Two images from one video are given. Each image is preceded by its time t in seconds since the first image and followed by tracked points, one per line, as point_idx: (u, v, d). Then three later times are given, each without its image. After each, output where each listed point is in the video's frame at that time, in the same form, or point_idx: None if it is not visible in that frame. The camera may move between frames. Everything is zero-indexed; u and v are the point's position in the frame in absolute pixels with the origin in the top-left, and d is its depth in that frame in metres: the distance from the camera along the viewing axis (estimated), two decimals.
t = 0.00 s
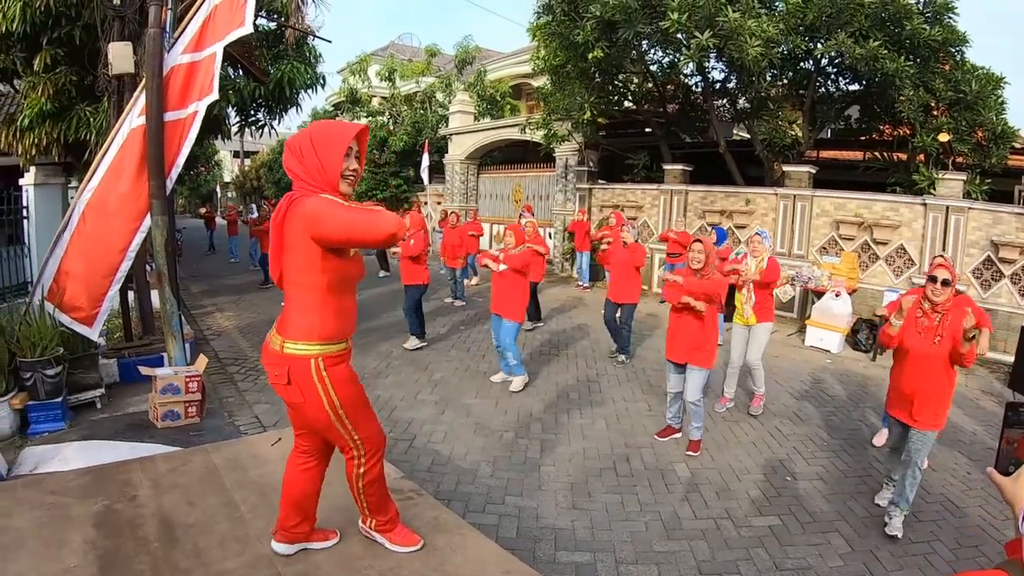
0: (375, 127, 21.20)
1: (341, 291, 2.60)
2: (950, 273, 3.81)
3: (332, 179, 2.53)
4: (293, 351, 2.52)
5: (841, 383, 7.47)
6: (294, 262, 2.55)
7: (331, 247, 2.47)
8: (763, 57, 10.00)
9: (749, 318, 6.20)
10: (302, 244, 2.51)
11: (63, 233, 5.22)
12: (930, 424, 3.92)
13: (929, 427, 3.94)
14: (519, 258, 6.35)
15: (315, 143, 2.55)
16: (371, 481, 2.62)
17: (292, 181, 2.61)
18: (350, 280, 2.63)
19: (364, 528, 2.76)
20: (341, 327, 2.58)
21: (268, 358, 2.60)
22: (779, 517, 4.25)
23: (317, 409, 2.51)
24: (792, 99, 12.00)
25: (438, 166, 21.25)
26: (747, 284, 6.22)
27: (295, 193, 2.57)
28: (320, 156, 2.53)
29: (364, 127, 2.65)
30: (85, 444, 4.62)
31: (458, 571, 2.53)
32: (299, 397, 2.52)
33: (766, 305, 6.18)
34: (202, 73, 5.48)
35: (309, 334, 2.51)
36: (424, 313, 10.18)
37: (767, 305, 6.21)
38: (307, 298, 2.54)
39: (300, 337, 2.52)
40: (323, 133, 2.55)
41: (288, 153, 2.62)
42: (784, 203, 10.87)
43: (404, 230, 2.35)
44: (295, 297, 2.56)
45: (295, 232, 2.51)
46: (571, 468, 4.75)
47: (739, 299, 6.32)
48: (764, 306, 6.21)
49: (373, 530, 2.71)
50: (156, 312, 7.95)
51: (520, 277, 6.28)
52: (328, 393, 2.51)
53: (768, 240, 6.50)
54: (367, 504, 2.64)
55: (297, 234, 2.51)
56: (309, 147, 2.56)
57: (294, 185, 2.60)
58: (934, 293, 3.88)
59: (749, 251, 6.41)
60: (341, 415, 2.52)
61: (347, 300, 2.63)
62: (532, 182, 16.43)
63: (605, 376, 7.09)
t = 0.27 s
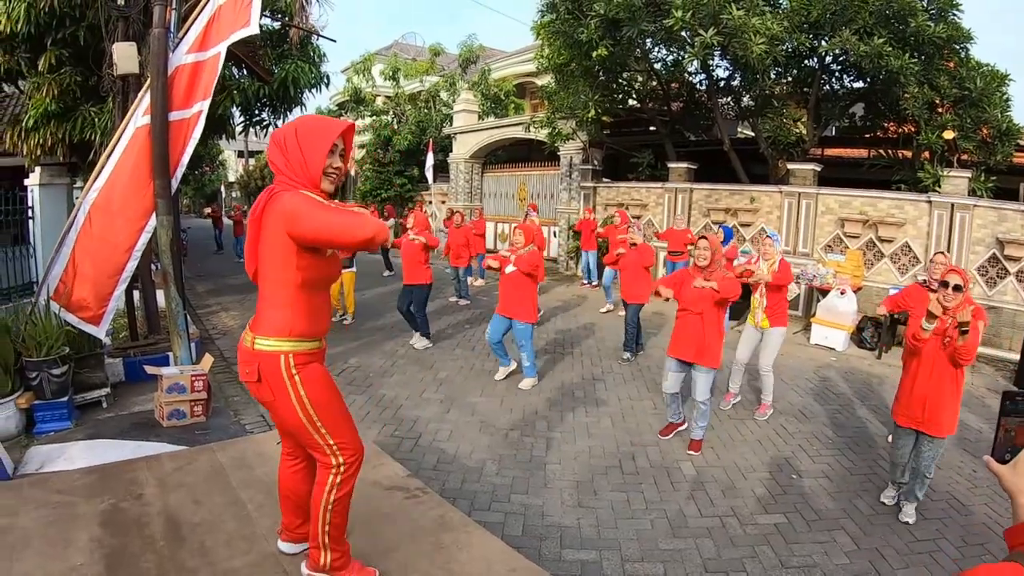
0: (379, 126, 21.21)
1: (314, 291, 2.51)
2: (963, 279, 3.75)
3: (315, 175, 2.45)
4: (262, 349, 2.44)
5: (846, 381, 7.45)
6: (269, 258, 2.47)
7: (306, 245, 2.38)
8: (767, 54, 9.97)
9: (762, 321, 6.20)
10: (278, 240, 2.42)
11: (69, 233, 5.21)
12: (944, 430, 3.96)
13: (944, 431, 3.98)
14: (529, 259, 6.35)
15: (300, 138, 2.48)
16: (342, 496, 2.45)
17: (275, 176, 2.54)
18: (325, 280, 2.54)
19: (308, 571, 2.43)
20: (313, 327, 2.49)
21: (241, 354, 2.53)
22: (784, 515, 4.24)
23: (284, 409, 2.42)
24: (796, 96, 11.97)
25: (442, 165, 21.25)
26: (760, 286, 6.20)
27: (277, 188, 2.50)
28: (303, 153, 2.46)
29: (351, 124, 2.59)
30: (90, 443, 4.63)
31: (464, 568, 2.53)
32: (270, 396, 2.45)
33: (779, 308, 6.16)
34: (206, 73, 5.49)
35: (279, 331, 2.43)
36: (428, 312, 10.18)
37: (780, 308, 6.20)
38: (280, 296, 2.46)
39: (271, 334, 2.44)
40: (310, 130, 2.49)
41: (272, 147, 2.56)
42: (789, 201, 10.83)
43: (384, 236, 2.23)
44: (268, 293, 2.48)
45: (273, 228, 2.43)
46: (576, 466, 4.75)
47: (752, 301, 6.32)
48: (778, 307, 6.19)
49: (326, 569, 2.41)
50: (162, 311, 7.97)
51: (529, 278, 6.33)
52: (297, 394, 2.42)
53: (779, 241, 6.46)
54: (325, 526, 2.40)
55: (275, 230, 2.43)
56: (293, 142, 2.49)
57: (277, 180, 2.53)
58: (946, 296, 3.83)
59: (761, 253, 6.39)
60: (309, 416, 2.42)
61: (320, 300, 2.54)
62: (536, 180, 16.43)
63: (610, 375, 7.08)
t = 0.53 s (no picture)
0: (383, 123, 21.23)
1: (306, 291, 2.40)
2: (968, 270, 3.76)
3: (300, 168, 2.31)
4: (254, 352, 2.34)
5: (850, 377, 7.46)
6: (258, 257, 2.35)
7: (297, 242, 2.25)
8: (772, 51, 9.96)
9: (770, 314, 6.16)
10: (266, 236, 2.29)
11: (76, 230, 5.23)
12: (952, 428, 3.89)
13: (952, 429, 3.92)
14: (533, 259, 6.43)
15: (282, 128, 2.33)
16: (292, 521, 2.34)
17: (258, 170, 2.39)
18: (317, 279, 2.42)
19: None
20: (305, 330, 2.38)
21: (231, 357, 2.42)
22: (787, 510, 4.26)
23: (269, 418, 2.32)
24: (800, 93, 11.96)
25: (447, 162, 21.28)
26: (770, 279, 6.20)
27: (261, 183, 2.36)
28: (286, 144, 2.31)
29: (335, 113, 2.44)
30: (98, 438, 4.67)
31: (471, 561, 2.56)
32: (255, 401, 2.33)
33: (785, 300, 6.14)
34: (212, 70, 5.53)
35: (270, 334, 2.33)
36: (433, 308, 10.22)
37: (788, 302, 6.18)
38: (272, 296, 2.35)
39: (262, 338, 2.34)
40: (293, 120, 2.34)
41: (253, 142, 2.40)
42: (794, 197, 10.83)
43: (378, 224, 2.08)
44: (258, 293, 2.37)
45: (260, 225, 2.30)
46: (581, 461, 4.77)
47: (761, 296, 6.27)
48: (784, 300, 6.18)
49: None
50: (168, 308, 8.02)
51: (529, 274, 6.37)
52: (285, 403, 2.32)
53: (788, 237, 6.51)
54: (273, 550, 2.30)
55: (262, 226, 2.30)
56: (274, 132, 2.33)
57: (261, 176, 2.39)
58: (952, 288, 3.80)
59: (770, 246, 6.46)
60: (291, 429, 2.33)
61: (313, 299, 2.43)
62: (541, 177, 16.45)
63: (614, 371, 7.10)
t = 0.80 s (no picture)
0: (389, 120, 21.24)
1: (298, 292, 2.34)
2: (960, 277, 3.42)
3: (297, 160, 2.25)
4: (243, 359, 2.26)
5: (856, 374, 7.47)
6: (248, 256, 2.28)
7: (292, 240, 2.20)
8: (778, 48, 9.94)
9: (776, 307, 6.23)
10: (260, 233, 2.23)
11: (84, 226, 5.25)
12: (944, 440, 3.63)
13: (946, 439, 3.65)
14: (522, 252, 6.44)
15: (277, 118, 2.27)
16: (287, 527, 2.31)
17: (249, 164, 2.33)
18: (310, 280, 2.37)
19: None
20: (296, 335, 2.32)
21: (215, 363, 2.34)
22: (791, 505, 4.27)
23: (260, 428, 2.26)
24: (806, 90, 11.94)
25: (453, 158, 21.29)
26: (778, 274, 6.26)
27: (253, 177, 2.29)
28: (282, 134, 2.25)
29: (331, 103, 2.39)
30: (107, 433, 4.71)
31: (477, 553, 2.59)
32: (244, 410, 2.26)
33: (791, 292, 6.19)
34: (219, 67, 5.55)
35: (261, 339, 2.27)
36: (440, 305, 10.25)
37: (795, 295, 6.22)
38: (263, 298, 2.28)
39: (252, 343, 2.27)
40: (287, 110, 2.28)
41: (243, 133, 2.33)
42: (799, 194, 10.81)
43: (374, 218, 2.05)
44: (248, 295, 2.30)
45: (252, 222, 2.23)
46: (586, 456, 4.79)
47: (768, 289, 6.35)
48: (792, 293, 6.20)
49: None
50: (175, 304, 8.07)
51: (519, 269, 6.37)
52: (277, 412, 2.27)
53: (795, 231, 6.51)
54: (277, 557, 2.28)
55: (254, 223, 2.23)
56: (268, 123, 2.27)
57: (252, 169, 2.33)
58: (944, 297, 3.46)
59: (777, 242, 6.46)
60: (283, 439, 2.28)
61: (305, 300, 2.38)
62: (547, 174, 16.46)
63: (619, 367, 7.12)
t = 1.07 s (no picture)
0: (395, 118, 21.27)
1: (306, 290, 2.33)
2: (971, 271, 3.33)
3: (304, 154, 2.26)
4: (253, 358, 2.27)
5: (862, 373, 7.46)
6: (254, 254, 2.27)
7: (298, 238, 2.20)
8: (784, 46, 9.92)
9: (789, 309, 6.30)
10: (266, 231, 2.23)
11: (91, 223, 5.30)
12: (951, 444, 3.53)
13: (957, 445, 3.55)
14: (527, 249, 6.34)
15: (280, 112, 2.27)
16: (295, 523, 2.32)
17: (252, 159, 2.32)
18: (317, 278, 2.37)
19: None
20: (305, 333, 2.32)
21: (225, 363, 2.34)
22: (796, 503, 4.27)
23: (271, 427, 2.26)
24: (813, 88, 11.91)
25: (459, 156, 21.30)
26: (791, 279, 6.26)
27: (258, 173, 2.29)
28: (287, 130, 2.25)
29: (335, 96, 2.39)
30: (114, 428, 4.73)
31: (484, 548, 2.60)
32: (255, 409, 2.27)
33: (806, 295, 6.25)
34: (227, 65, 5.56)
35: (270, 338, 2.26)
36: (446, 302, 10.27)
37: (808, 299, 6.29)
38: (271, 297, 2.28)
39: (261, 342, 2.27)
40: (292, 103, 2.28)
41: (242, 126, 2.31)
42: (806, 192, 10.78)
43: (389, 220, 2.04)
44: (256, 294, 2.30)
45: (258, 221, 2.23)
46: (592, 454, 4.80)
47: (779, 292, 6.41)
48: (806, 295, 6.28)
49: None
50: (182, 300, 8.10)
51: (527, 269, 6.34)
52: (288, 410, 2.28)
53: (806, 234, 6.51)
54: (286, 551, 2.29)
55: (260, 221, 2.23)
56: (270, 117, 2.26)
57: (255, 164, 2.32)
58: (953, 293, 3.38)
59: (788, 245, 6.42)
60: (295, 437, 2.29)
61: (313, 298, 2.38)
62: (553, 172, 16.46)
63: (625, 365, 7.12)
